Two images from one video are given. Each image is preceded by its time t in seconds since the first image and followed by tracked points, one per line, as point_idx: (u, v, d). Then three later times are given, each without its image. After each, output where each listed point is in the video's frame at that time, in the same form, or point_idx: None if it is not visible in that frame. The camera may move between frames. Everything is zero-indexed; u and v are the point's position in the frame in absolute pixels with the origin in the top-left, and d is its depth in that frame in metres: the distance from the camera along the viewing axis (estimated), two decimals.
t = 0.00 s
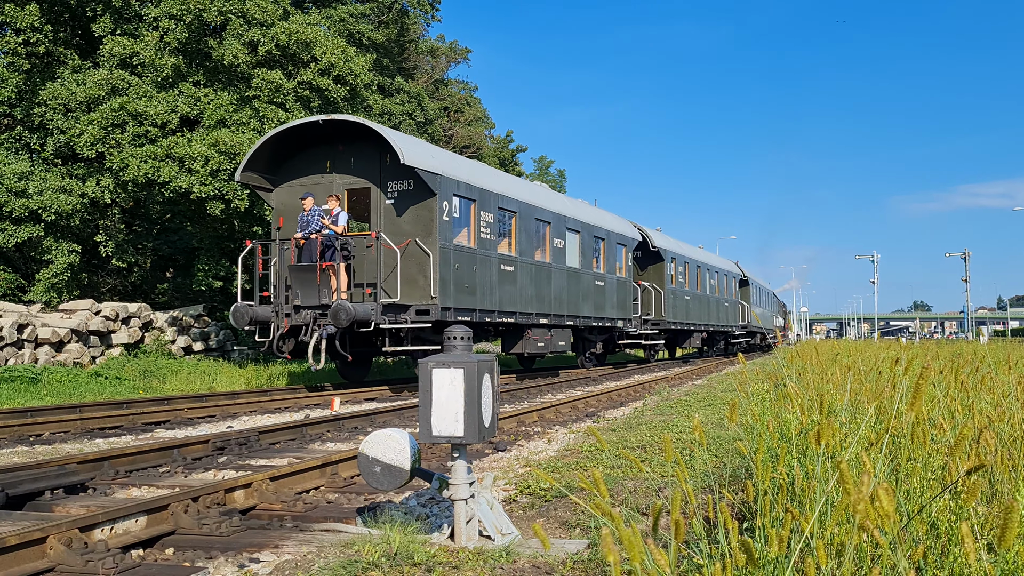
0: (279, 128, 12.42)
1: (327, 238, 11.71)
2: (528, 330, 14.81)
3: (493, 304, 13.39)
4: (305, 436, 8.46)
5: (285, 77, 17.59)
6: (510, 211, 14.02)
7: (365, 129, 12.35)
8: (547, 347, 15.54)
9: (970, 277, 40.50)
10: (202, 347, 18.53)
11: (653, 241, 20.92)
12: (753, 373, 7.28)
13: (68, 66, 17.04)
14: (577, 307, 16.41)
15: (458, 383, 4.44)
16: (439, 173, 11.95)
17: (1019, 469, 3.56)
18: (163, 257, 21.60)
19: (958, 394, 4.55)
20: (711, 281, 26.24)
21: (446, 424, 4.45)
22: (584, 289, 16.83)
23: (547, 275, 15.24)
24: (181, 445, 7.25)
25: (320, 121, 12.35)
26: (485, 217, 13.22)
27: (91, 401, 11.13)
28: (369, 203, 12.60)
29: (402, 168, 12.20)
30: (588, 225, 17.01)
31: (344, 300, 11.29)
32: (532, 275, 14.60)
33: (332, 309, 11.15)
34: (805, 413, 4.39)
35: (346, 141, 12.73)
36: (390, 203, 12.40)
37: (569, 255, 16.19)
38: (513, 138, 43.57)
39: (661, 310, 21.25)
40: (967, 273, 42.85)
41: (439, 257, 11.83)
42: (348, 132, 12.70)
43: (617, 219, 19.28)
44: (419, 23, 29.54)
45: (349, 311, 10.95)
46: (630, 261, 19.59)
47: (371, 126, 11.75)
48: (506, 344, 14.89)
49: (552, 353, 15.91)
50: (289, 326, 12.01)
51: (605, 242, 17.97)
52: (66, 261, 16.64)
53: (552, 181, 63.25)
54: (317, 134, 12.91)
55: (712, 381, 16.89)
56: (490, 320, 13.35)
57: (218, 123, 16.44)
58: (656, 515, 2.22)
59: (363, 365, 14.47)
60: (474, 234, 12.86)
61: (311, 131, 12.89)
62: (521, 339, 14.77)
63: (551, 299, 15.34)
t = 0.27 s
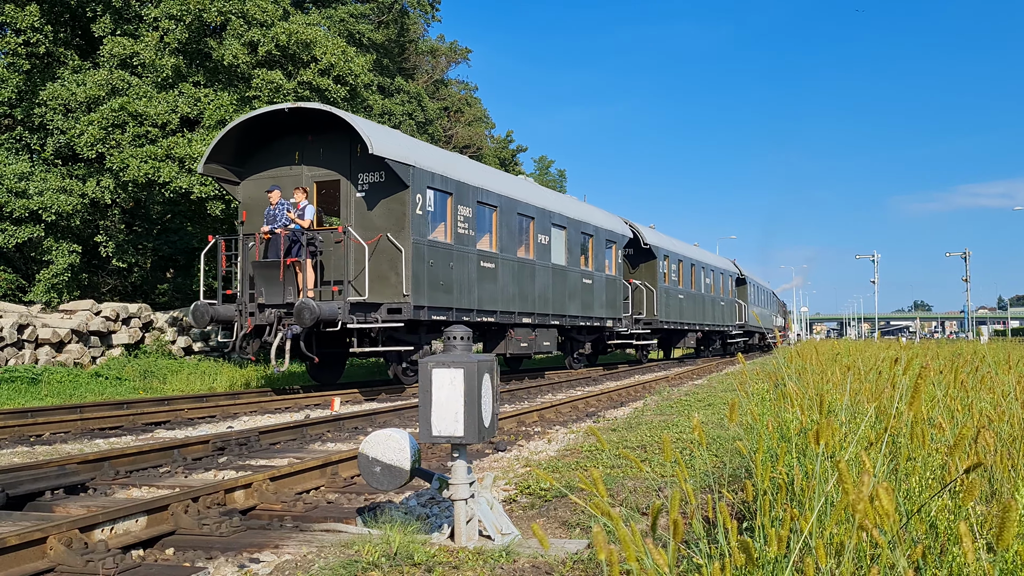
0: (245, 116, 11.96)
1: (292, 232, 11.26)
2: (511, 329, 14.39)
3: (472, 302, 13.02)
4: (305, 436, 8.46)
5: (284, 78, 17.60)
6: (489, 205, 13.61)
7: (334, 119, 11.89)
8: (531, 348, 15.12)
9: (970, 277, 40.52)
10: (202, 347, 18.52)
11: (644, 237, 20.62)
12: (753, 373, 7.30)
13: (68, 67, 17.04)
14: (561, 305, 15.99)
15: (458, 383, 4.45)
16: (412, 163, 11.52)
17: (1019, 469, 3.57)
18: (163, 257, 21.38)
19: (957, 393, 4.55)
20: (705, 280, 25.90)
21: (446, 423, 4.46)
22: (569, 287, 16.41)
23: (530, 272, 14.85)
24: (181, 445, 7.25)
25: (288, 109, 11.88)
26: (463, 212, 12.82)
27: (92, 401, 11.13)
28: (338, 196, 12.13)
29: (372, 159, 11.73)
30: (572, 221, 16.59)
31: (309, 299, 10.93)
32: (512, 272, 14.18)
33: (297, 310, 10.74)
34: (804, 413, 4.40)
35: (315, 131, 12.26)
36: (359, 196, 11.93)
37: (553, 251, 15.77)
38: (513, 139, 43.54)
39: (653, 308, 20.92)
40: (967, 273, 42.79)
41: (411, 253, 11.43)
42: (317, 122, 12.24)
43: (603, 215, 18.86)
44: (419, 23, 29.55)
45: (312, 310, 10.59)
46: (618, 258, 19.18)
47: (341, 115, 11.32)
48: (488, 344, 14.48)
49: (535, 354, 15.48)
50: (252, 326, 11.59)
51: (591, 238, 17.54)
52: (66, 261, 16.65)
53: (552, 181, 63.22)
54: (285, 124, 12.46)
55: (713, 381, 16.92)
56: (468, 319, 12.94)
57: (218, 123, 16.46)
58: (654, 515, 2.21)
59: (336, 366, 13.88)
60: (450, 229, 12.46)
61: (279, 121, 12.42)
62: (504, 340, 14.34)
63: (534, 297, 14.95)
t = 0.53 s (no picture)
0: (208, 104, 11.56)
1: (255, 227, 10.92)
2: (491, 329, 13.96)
3: (449, 301, 12.61)
4: (306, 437, 8.47)
5: (284, 78, 17.60)
6: (466, 200, 13.12)
7: (301, 108, 11.45)
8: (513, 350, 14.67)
9: (970, 277, 40.56)
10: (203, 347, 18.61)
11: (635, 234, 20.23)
12: (754, 374, 7.31)
13: (69, 68, 17.04)
14: (544, 303, 15.53)
15: (459, 384, 4.45)
16: (380, 155, 11.10)
17: (1020, 470, 3.57)
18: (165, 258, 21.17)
19: (957, 394, 4.56)
20: (700, 279, 25.50)
21: (447, 425, 4.46)
22: (553, 285, 15.95)
23: (512, 270, 14.42)
24: (182, 447, 7.24)
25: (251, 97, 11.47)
26: (438, 206, 12.38)
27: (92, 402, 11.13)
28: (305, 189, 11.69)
29: (339, 150, 11.30)
30: (557, 217, 16.13)
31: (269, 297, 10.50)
32: (491, 270, 13.73)
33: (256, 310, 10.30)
34: (806, 414, 4.41)
35: (280, 120, 11.85)
36: (326, 188, 11.51)
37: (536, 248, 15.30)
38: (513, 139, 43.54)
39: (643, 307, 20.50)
40: (968, 273, 42.74)
41: (380, 249, 11.01)
42: (282, 111, 11.83)
43: (592, 211, 18.39)
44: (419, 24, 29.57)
45: (270, 308, 10.18)
46: (607, 255, 18.73)
47: (306, 104, 10.90)
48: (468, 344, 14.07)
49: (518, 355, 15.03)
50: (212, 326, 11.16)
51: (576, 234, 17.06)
52: (67, 262, 16.66)
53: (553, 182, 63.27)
54: (250, 114, 12.01)
55: (714, 381, 17.01)
56: (444, 318, 12.51)
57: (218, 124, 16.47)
58: (657, 517, 2.21)
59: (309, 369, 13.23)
60: (424, 224, 12.03)
61: (244, 110, 12.02)
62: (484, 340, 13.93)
63: (516, 296, 14.52)
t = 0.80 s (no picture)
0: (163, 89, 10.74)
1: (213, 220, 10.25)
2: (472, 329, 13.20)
3: (424, 300, 11.76)
4: (306, 437, 8.46)
5: (285, 79, 17.59)
6: (444, 192, 12.30)
7: (262, 94, 10.61)
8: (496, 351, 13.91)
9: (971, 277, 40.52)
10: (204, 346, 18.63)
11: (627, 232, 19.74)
12: (755, 374, 7.30)
13: (69, 68, 17.05)
14: (529, 302, 14.74)
15: (460, 384, 4.45)
16: (347, 143, 10.26)
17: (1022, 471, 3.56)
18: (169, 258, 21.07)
19: (958, 394, 4.56)
20: (694, 278, 25.04)
21: (448, 425, 4.46)
22: (539, 283, 15.16)
23: (494, 267, 13.58)
24: (182, 447, 7.24)
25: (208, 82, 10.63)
26: (412, 198, 11.51)
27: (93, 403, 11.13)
28: (266, 180, 10.84)
29: (302, 139, 10.46)
30: (542, 211, 15.36)
31: (224, 295, 9.74)
32: (472, 267, 12.91)
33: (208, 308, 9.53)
34: (807, 415, 4.40)
35: (241, 108, 11.00)
36: (289, 179, 10.66)
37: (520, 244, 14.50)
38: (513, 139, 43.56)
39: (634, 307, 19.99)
40: (969, 274, 42.68)
41: (346, 244, 10.19)
42: (243, 98, 10.98)
43: (578, 206, 17.62)
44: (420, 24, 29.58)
45: (224, 307, 9.43)
46: (595, 253, 17.97)
47: (265, 89, 10.07)
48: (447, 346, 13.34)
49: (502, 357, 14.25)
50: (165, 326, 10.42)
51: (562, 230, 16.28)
52: (67, 262, 16.69)
53: (554, 182, 63.31)
54: (209, 100, 11.17)
55: (714, 382, 17.01)
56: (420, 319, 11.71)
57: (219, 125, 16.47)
58: (657, 517, 2.21)
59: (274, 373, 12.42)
60: (396, 218, 11.17)
61: (204, 97, 11.19)
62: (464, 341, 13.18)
63: (497, 295, 13.67)
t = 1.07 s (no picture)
0: (113, 73, 10.35)
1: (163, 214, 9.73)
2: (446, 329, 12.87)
3: (394, 297, 11.42)
4: (307, 437, 8.46)
5: (285, 79, 17.59)
6: (416, 185, 11.91)
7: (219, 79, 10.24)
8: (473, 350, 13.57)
9: (972, 277, 40.51)
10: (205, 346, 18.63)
11: (617, 229, 19.24)
12: (756, 374, 7.30)
13: (70, 68, 17.05)
14: (508, 300, 14.34)
15: (461, 385, 4.45)
16: (308, 131, 9.88)
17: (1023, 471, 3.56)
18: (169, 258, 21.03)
19: (960, 395, 4.56)
20: (688, 276, 24.62)
21: (449, 426, 4.45)
22: (519, 280, 14.76)
23: (471, 263, 13.23)
24: (183, 447, 7.24)
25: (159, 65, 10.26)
26: (380, 190, 11.13)
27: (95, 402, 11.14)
28: (223, 169, 10.46)
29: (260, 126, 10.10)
30: (523, 206, 14.95)
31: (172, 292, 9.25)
32: (445, 263, 12.52)
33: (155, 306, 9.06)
34: (808, 416, 4.40)
35: (197, 94, 10.62)
36: (246, 168, 10.28)
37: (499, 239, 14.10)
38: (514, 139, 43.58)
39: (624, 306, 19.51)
40: (970, 274, 42.63)
41: (306, 238, 9.81)
42: (200, 84, 10.60)
43: (564, 201, 17.18)
44: (420, 24, 29.59)
45: (169, 305, 8.94)
46: (580, 250, 17.55)
47: (219, 72, 9.68)
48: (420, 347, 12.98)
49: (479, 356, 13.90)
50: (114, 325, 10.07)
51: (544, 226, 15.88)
52: (68, 262, 16.70)
53: (555, 182, 63.35)
54: (164, 86, 10.77)
55: (715, 381, 16.98)
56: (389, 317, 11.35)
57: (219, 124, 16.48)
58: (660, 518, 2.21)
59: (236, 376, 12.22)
60: (362, 211, 10.82)
61: (158, 83, 10.80)
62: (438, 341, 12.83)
63: (474, 292, 13.33)
